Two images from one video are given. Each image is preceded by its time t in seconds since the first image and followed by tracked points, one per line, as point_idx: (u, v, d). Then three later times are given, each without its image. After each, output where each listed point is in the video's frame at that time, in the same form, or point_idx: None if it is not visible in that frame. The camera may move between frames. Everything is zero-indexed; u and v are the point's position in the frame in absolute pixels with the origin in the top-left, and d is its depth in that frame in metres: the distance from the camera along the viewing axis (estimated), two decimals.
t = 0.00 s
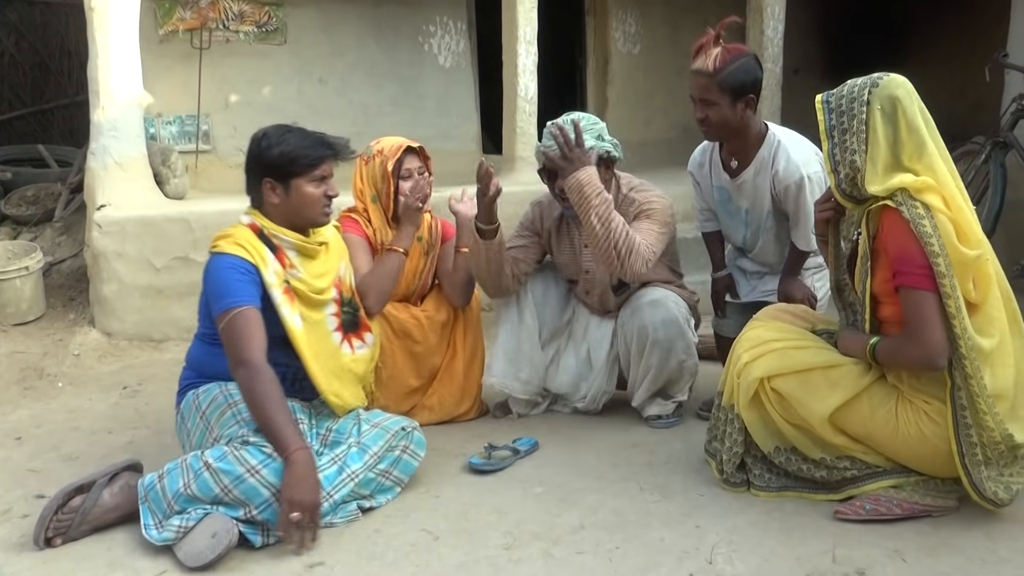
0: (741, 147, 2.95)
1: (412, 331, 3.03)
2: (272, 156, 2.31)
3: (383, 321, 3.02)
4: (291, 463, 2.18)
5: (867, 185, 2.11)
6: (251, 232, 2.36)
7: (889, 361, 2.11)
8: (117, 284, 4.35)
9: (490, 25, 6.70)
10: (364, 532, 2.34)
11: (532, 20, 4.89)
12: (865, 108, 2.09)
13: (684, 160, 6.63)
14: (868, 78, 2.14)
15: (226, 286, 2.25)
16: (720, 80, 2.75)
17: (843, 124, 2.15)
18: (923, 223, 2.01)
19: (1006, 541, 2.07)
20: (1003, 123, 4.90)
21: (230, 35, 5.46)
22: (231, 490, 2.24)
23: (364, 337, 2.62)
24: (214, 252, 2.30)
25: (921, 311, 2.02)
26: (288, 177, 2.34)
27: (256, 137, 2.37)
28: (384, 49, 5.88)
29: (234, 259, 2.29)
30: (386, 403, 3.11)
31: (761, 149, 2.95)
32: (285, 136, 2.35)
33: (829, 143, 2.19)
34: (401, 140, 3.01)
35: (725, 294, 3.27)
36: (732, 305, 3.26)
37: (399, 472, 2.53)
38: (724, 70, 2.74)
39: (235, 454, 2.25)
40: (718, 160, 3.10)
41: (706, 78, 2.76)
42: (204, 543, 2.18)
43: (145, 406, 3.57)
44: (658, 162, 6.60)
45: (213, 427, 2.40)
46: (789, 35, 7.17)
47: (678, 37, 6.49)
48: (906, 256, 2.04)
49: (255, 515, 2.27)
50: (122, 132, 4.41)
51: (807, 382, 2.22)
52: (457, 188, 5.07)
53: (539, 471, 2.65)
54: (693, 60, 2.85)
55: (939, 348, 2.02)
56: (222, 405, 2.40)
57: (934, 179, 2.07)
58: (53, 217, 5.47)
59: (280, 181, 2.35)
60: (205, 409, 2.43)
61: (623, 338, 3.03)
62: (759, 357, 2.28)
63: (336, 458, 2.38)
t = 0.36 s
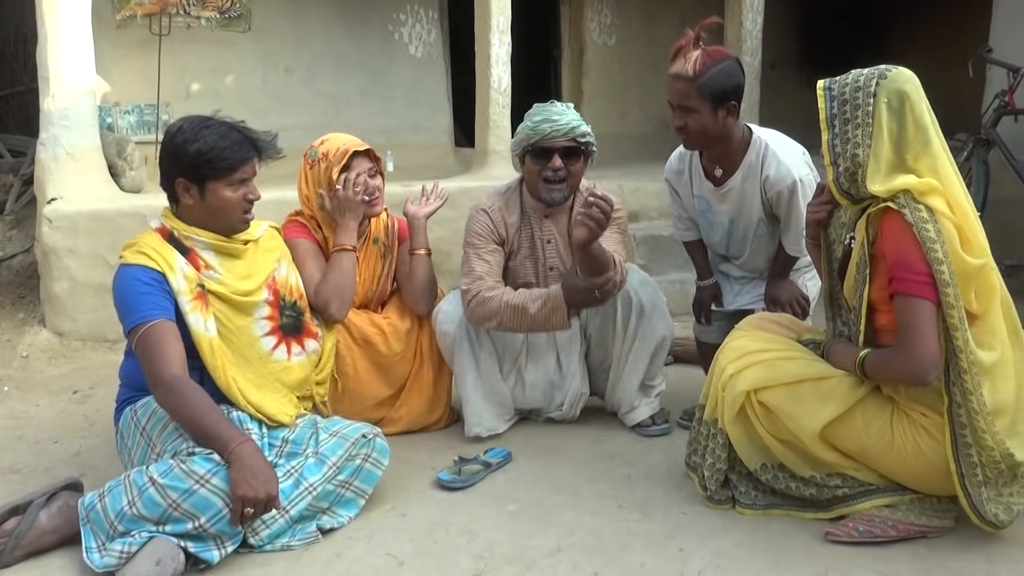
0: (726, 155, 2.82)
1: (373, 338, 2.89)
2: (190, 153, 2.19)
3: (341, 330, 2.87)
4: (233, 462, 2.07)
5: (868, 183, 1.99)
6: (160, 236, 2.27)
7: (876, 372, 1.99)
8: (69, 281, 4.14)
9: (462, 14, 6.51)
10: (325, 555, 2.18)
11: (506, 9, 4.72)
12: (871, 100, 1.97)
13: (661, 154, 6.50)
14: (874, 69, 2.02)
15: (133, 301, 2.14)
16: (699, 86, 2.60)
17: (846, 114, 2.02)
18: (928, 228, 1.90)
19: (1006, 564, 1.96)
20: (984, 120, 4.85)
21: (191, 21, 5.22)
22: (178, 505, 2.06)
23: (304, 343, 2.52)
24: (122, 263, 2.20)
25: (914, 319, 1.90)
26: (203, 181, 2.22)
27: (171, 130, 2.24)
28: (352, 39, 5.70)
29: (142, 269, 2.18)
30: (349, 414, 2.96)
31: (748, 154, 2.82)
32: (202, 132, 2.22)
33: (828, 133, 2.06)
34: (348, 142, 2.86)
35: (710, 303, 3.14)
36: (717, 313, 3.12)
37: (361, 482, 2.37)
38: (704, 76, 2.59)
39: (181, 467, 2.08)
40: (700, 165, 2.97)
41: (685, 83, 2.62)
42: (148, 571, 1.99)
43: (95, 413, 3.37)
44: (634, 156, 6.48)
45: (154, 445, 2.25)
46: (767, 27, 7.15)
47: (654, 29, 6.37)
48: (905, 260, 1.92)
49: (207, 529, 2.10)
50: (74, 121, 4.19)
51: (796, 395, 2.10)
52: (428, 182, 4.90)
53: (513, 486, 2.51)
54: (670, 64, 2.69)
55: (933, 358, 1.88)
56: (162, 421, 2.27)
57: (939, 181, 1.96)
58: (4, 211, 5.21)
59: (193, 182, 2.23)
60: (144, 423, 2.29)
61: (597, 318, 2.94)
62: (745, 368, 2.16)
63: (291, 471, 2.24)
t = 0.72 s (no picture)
0: (727, 180, 2.74)
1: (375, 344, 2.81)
2: (180, 166, 2.10)
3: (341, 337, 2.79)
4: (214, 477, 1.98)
5: (901, 196, 1.90)
6: (148, 244, 2.20)
7: (898, 395, 1.91)
8: (58, 283, 4.04)
9: (462, 13, 6.41)
10: None
11: (507, 8, 4.63)
12: (903, 106, 1.89)
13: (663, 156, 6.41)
14: (905, 76, 1.94)
15: (116, 314, 2.07)
16: (692, 117, 2.52)
17: (875, 118, 1.93)
18: (966, 245, 1.83)
19: None
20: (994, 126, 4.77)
21: (186, 17, 5.13)
22: (164, 524, 1.98)
23: (297, 354, 2.44)
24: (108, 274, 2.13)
25: (944, 340, 1.81)
26: (194, 197, 2.14)
27: (160, 141, 2.15)
28: (351, 37, 5.60)
29: (127, 281, 2.11)
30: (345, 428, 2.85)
31: (750, 179, 2.75)
32: (192, 143, 2.13)
33: (855, 137, 1.97)
34: (346, 147, 2.76)
35: (716, 319, 3.06)
36: (723, 330, 3.04)
37: (354, 499, 2.28)
38: (696, 108, 2.52)
39: (167, 485, 1.99)
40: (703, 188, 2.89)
41: (676, 116, 2.55)
42: None
43: (84, 420, 3.28)
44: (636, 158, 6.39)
45: (140, 459, 2.16)
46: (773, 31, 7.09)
47: (657, 29, 6.28)
48: (939, 276, 1.84)
49: (194, 549, 2.01)
50: (64, 119, 4.10)
51: (813, 413, 2.02)
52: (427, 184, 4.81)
53: (512, 504, 2.44)
54: (665, 91, 2.62)
55: (956, 386, 1.81)
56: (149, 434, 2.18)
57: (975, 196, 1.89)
58: None
59: (182, 196, 2.14)
60: (132, 437, 2.21)
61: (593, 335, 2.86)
62: (758, 384, 2.08)
63: (281, 487, 2.15)
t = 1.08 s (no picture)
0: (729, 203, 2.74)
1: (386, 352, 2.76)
2: (192, 178, 2.09)
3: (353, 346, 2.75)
4: (211, 488, 1.95)
5: (922, 206, 1.88)
6: (159, 253, 2.17)
7: (912, 411, 1.89)
8: (59, 289, 4.02)
9: (466, 18, 6.40)
10: None
11: (512, 15, 4.62)
12: (923, 117, 1.88)
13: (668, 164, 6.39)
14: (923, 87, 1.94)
15: (121, 326, 2.05)
16: (700, 147, 2.53)
17: (893, 130, 1.93)
18: (985, 260, 1.81)
19: None
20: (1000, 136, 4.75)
21: (190, 22, 5.12)
22: (164, 537, 1.96)
23: (306, 365, 2.43)
24: (117, 284, 2.11)
25: (962, 356, 1.78)
26: (209, 205, 2.12)
27: (173, 152, 2.13)
28: (355, 43, 5.59)
29: (136, 292, 2.09)
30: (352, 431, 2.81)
31: (749, 196, 2.73)
32: (204, 155, 2.12)
33: (873, 150, 1.97)
34: (358, 149, 2.75)
35: (721, 333, 3.05)
36: (728, 344, 3.02)
37: (355, 512, 2.26)
38: (705, 137, 2.53)
39: (167, 498, 1.96)
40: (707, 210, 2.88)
41: (684, 145, 2.56)
42: None
43: (83, 427, 3.26)
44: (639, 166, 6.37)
45: (141, 468, 2.14)
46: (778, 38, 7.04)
47: (661, 37, 6.27)
48: (958, 291, 1.82)
49: (193, 563, 1.98)
50: (67, 123, 4.09)
51: (824, 427, 2.00)
52: (430, 190, 4.80)
53: (515, 516, 2.41)
54: (670, 120, 2.62)
55: (973, 404, 1.79)
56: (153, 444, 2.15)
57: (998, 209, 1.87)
58: None
59: (201, 207, 2.12)
60: (132, 445, 2.18)
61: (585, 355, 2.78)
62: (769, 395, 2.06)
63: (283, 499, 2.13)
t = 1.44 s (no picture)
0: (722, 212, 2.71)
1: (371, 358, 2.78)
2: (184, 165, 2.10)
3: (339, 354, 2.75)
4: (200, 498, 1.92)
5: (921, 216, 1.85)
6: (156, 257, 2.16)
7: (905, 424, 1.87)
8: (53, 290, 4.00)
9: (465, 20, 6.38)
10: None
11: (511, 17, 4.59)
12: (916, 127, 1.86)
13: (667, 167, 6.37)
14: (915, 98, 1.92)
15: (115, 331, 2.03)
16: (687, 160, 2.54)
17: (887, 144, 1.91)
18: (984, 273, 1.78)
19: None
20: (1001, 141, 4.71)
21: (188, 22, 5.10)
22: (151, 549, 1.93)
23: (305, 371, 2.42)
24: (113, 289, 2.09)
25: (956, 367, 1.76)
26: (201, 194, 2.11)
27: (168, 143, 2.15)
28: (354, 44, 5.56)
29: (131, 297, 2.07)
30: (341, 438, 2.81)
31: (744, 204, 2.71)
32: (199, 145, 2.13)
33: (869, 165, 1.96)
34: (366, 157, 2.75)
35: (719, 341, 3.01)
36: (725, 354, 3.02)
37: (346, 523, 2.23)
38: (692, 150, 2.52)
39: (155, 509, 1.94)
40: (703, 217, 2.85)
41: (671, 158, 2.56)
42: None
43: (75, 431, 3.23)
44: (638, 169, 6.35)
45: (132, 475, 2.10)
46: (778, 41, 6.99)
47: (662, 40, 6.25)
48: (956, 302, 1.79)
49: None
50: (62, 124, 4.06)
51: (819, 438, 1.97)
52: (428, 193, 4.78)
53: (509, 526, 2.39)
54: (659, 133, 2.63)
55: (967, 416, 1.77)
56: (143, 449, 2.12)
57: (1000, 220, 1.84)
58: None
59: (193, 198, 2.12)
60: (124, 451, 2.14)
61: (587, 361, 2.75)
62: (764, 405, 2.03)
63: (273, 509, 2.10)
